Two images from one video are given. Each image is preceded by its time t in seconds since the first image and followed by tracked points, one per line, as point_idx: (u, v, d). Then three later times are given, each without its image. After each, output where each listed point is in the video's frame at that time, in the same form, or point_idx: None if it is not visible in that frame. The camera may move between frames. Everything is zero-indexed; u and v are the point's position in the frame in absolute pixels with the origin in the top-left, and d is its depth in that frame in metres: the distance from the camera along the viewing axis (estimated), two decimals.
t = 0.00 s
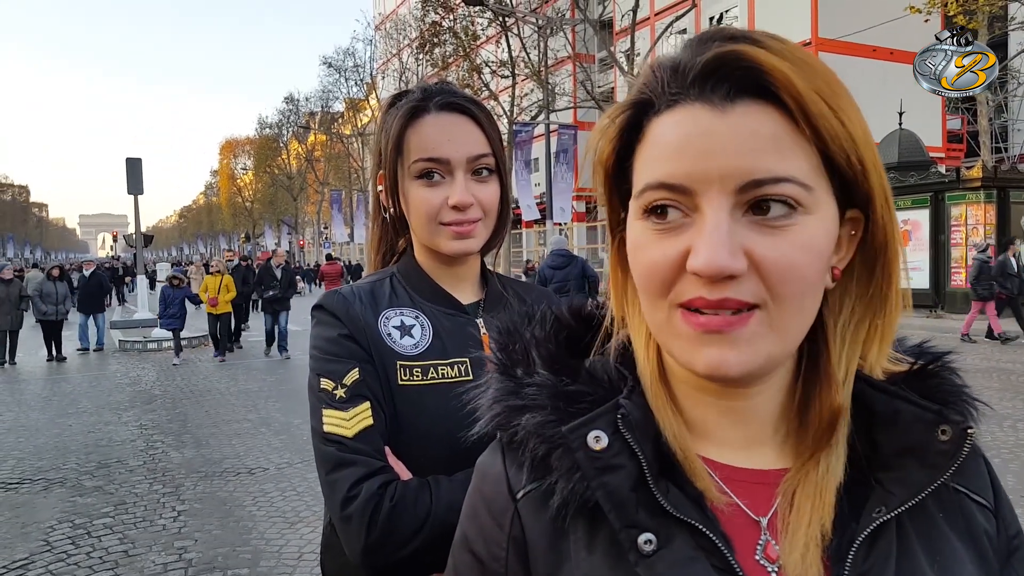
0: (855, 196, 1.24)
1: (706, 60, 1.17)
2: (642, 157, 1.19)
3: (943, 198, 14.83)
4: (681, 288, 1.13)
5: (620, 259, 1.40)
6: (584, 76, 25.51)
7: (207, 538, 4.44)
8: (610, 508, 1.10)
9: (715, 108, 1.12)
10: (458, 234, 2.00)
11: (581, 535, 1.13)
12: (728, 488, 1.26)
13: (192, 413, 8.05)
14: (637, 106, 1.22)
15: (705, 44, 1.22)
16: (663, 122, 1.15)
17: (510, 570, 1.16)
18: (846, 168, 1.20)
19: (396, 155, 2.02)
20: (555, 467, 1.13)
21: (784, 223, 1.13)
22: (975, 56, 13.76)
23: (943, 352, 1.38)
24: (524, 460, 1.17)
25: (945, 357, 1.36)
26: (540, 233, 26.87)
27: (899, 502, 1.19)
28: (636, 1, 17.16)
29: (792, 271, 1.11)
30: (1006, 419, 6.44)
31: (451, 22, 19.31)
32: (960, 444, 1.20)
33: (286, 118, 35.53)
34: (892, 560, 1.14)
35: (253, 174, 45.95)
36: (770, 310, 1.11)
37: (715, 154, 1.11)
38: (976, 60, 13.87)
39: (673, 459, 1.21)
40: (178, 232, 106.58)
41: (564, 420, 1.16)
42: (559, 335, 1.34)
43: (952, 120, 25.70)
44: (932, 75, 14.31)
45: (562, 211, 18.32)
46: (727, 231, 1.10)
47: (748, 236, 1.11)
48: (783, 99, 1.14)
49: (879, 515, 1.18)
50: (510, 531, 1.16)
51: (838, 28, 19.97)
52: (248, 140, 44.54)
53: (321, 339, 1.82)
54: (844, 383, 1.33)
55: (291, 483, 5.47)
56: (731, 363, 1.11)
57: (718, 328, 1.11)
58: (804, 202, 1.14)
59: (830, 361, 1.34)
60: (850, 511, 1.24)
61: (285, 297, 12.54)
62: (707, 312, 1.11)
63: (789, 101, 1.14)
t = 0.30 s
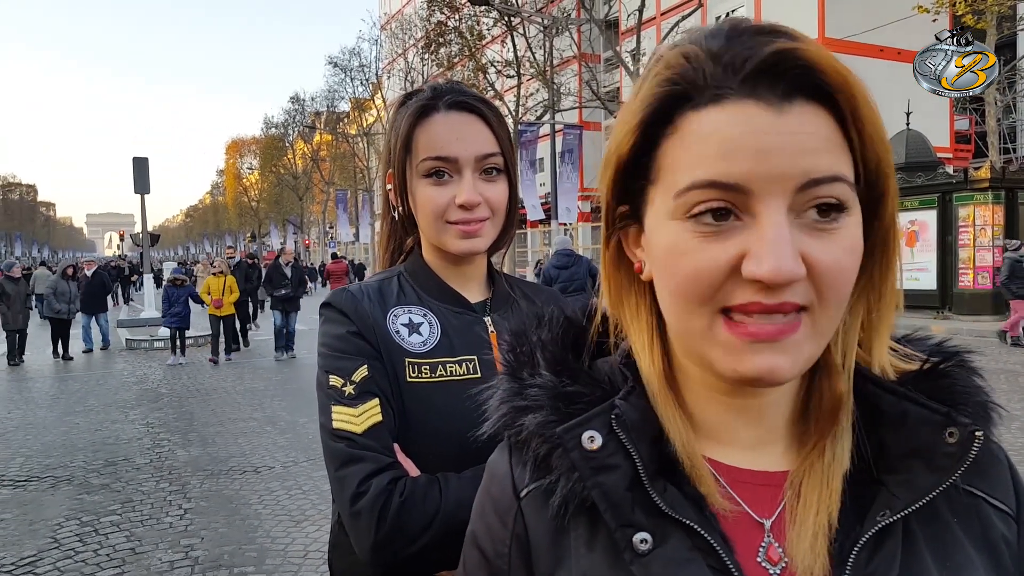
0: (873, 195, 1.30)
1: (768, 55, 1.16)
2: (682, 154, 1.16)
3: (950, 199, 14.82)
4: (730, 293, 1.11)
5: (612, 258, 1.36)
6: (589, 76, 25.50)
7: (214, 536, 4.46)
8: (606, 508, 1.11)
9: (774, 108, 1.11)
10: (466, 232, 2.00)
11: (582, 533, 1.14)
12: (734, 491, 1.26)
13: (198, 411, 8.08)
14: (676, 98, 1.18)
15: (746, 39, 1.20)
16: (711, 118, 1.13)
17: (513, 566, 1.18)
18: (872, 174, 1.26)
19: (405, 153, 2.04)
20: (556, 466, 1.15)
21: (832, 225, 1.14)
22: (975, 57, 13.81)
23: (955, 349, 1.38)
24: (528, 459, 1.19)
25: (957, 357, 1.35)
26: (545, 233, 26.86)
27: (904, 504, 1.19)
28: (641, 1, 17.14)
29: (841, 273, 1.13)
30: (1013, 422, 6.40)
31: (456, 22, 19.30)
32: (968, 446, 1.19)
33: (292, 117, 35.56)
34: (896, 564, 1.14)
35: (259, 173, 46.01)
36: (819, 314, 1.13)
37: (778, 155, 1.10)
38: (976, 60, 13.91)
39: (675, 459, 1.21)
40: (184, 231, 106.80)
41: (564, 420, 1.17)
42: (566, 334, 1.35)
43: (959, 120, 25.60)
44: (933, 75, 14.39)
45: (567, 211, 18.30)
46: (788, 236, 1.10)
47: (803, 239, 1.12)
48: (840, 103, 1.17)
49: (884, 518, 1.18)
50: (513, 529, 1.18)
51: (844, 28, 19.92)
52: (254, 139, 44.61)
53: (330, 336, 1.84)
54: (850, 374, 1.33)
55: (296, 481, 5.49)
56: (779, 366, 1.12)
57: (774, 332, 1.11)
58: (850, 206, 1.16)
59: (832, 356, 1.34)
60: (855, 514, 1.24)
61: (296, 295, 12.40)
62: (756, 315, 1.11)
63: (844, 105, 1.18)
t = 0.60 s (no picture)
0: (882, 189, 1.28)
1: (768, 48, 1.13)
2: (683, 145, 1.13)
3: (954, 197, 14.70)
4: (729, 288, 1.09)
5: (620, 252, 1.34)
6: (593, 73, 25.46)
7: (216, 534, 4.45)
8: (603, 504, 1.09)
9: (775, 99, 1.08)
10: (466, 234, 1.97)
11: (581, 527, 1.11)
12: (736, 490, 1.23)
13: (200, 409, 8.07)
14: (680, 90, 1.15)
15: (751, 30, 1.18)
16: (712, 111, 1.10)
17: (513, 561, 1.16)
18: (882, 168, 1.24)
19: (407, 153, 2.01)
20: (556, 461, 1.13)
21: (836, 218, 1.11)
22: (975, 57, 13.77)
23: (967, 347, 1.34)
24: (531, 454, 1.16)
25: (968, 354, 1.31)
26: (548, 231, 26.85)
27: (905, 505, 1.16)
28: None
29: (845, 267, 1.10)
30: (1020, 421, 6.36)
31: (460, 20, 19.28)
32: (973, 448, 1.16)
33: (295, 115, 35.55)
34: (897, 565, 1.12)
35: (263, 171, 46.02)
36: (822, 310, 1.09)
37: (777, 148, 1.07)
38: (976, 60, 13.89)
39: (675, 457, 1.19)
40: (188, 229, 106.82)
41: (563, 415, 1.15)
42: (570, 328, 1.33)
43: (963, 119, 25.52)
44: (932, 75, 14.42)
45: (571, 210, 18.26)
46: (789, 229, 1.07)
47: (805, 234, 1.09)
48: (844, 96, 1.13)
49: (885, 518, 1.15)
50: (515, 522, 1.16)
51: (849, 25, 19.82)
52: (257, 137, 44.62)
53: (331, 331, 1.81)
54: (857, 371, 1.31)
55: (299, 479, 5.47)
56: (779, 362, 1.09)
57: (774, 328, 1.08)
58: (855, 198, 1.12)
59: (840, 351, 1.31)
60: (858, 514, 1.21)
61: (304, 297, 12.32)
62: (754, 311, 1.08)
63: (849, 98, 1.14)
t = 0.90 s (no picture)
0: (879, 182, 1.27)
1: (758, 40, 1.12)
2: (676, 141, 1.13)
3: (954, 194, 14.74)
4: (724, 283, 1.08)
5: (615, 249, 1.33)
6: (592, 72, 25.44)
7: (216, 533, 4.45)
8: (602, 508, 1.08)
9: (766, 93, 1.08)
10: (464, 232, 1.97)
11: (579, 532, 1.11)
12: (735, 490, 1.23)
13: (200, 408, 8.06)
14: (670, 85, 1.15)
15: (742, 23, 1.17)
16: (703, 105, 1.10)
17: (510, 564, 1.15)
18: (878, 161, 1.24)
19: (402, 151, 2.01)
20: (553, 464, 1.12)
21: (831, 211, 1.10)
22: (975, 57, 13.88)
23: (963, 345, 1.34)
24: (526, 457, 1.15)
25: (965, 351, 1.31)
26: (547, 230, 26.84)
27: (905, 505, 1.15)
28: None
29: (841, 259, 1.09)
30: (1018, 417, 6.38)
31: (459, 19, 19.25)
32: (973, 447, 1.16)
33: (295, 114, 35.51)
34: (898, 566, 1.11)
35: (262, 171, 45.98)
36: (818, 303, 1.09)
37: (770, 140, 1.07)
38: (976, 60, 14.00)
39: (674, 457, 1.18)
40: (187, 228, 106.65)
41: (559, 417, 1.14)
42: (565, 328, 1.32)
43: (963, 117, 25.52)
44: (933, 75, 14.48)
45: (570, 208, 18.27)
46: (783, 224, 1.07)
47: (799, 227, 1.08)
48: (837, 88, 1.13)
49: (884, 518, 1.15)
50: (510, 526, 1.15)
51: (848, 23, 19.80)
52: (257, 136, 44.57)
53: (328, 332, 1.81)
54: (854, 370, 1.30)
55: (299, 478, 5.47)
56: (775, 358, 1.08)
57: (769, 323, 1.07)
58: (850, 192, 1.11)
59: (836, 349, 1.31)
60: (857, 514, 1.21)
61: (304, 293, 12.32)
62: (751, 306, 1.07)
63: (842, 90, 1.13)
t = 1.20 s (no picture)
0: (884, 178, 1.28)
1: (766, 35, 1.13)
2: (683, 136, 1.13)
3: (955, 194, 14.77)
4: (733, 281, 1.08)
5: (618, 246, 1.34)
6: (593, 71, 25.42)
7: (216, 530, 4.46)
8: (613, 511, 1.08)
9: (777, 88, 1.08)
10: (461, 230, 1.98)
11: (584, 536, 1.11)
12: (739, 490, 1.23)
13: (201, 406, 8.08)
14: (678, 77, 1.15)
15: (750, 18, 1.18)
16: (712, 100, 1.10)
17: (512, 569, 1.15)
18: (884, 156, 1.24)
19: (401, 149, 2.02)
20: (558, 466, 1.12)
21: (838, 209, 1.11)
22: (976, 57, 13.90)
23: (960, 342, 1.35)
24: (527, 459, 1.16)
25: (966, 348, 1.33)
26: (548, 228, 26.84)
27: (915, 503, 1.17)
28: None
29: (847, 260, 1.10)
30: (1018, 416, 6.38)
31: (460, 17, 19.23)
32: (980, 443, 1.17)
33: (296, 112, 35.49)
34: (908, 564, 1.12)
35: (263, 169, 45.99)
36: (824, 302, 1.10)
37: (779, 137, 1.07)
38: (976, 61, 14.03)
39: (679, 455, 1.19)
40: (188, 226, 106.68)
41: (567, 418, 1.14)
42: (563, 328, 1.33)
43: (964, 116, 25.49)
44: (933, 75, 14.49)
45: (571, 207, 18.27)
46: (792, 220, 1.08)
47: (806, 225, 1.09)
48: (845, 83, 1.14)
49: (893, 516, 1.16)
50: (512, 531, 1.15)
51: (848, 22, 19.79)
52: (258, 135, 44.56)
53: (325, 331, 1.82)
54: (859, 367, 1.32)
55: (299, 476, 5.48)
56: (784, 356, 1.09)
57: (777, 320, 1.08)
58: (856, 188, 1.12)
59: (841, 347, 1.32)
60: (862, 512, 1.22)
61: (305, 296, 12.27)
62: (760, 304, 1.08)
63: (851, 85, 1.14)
